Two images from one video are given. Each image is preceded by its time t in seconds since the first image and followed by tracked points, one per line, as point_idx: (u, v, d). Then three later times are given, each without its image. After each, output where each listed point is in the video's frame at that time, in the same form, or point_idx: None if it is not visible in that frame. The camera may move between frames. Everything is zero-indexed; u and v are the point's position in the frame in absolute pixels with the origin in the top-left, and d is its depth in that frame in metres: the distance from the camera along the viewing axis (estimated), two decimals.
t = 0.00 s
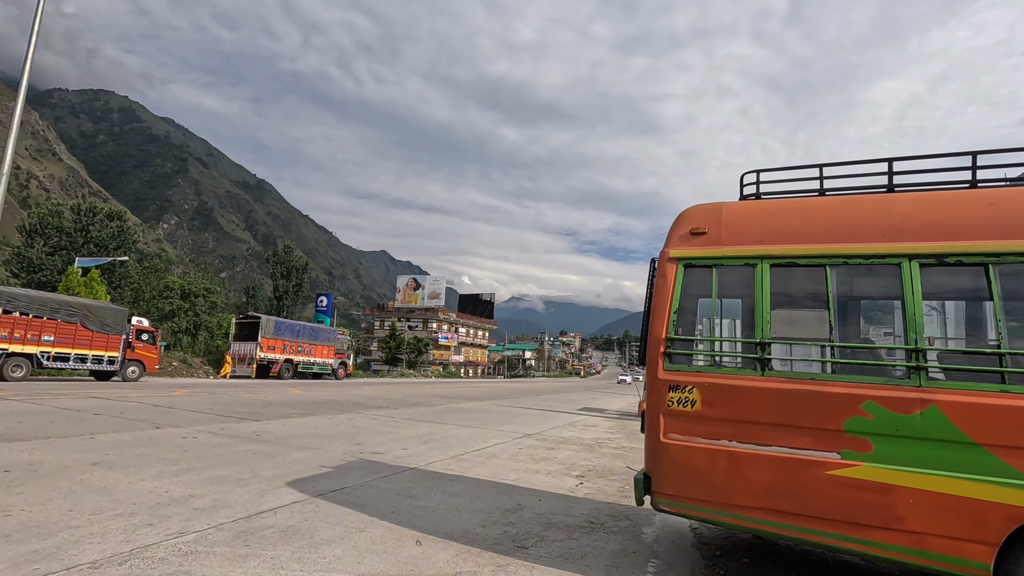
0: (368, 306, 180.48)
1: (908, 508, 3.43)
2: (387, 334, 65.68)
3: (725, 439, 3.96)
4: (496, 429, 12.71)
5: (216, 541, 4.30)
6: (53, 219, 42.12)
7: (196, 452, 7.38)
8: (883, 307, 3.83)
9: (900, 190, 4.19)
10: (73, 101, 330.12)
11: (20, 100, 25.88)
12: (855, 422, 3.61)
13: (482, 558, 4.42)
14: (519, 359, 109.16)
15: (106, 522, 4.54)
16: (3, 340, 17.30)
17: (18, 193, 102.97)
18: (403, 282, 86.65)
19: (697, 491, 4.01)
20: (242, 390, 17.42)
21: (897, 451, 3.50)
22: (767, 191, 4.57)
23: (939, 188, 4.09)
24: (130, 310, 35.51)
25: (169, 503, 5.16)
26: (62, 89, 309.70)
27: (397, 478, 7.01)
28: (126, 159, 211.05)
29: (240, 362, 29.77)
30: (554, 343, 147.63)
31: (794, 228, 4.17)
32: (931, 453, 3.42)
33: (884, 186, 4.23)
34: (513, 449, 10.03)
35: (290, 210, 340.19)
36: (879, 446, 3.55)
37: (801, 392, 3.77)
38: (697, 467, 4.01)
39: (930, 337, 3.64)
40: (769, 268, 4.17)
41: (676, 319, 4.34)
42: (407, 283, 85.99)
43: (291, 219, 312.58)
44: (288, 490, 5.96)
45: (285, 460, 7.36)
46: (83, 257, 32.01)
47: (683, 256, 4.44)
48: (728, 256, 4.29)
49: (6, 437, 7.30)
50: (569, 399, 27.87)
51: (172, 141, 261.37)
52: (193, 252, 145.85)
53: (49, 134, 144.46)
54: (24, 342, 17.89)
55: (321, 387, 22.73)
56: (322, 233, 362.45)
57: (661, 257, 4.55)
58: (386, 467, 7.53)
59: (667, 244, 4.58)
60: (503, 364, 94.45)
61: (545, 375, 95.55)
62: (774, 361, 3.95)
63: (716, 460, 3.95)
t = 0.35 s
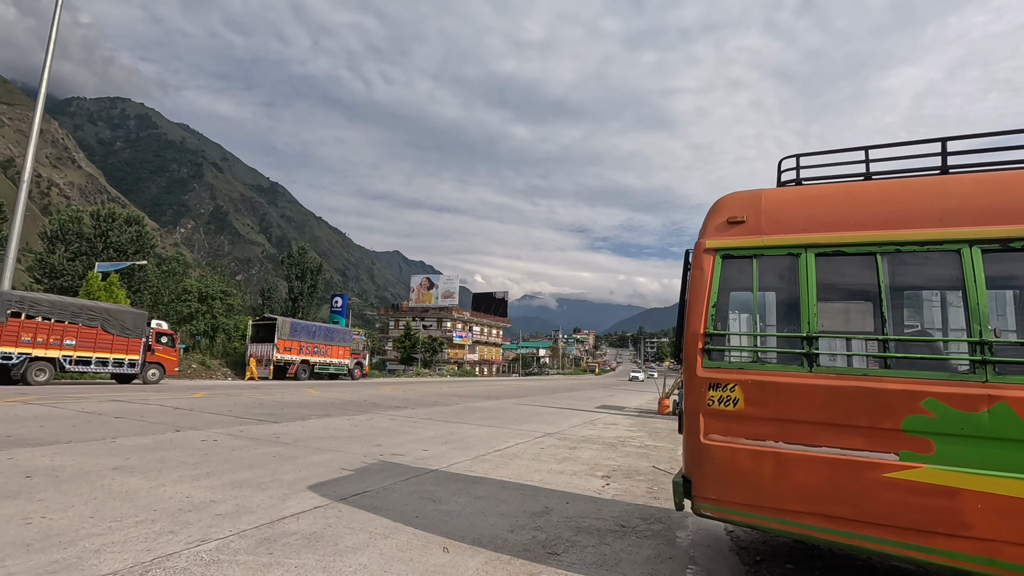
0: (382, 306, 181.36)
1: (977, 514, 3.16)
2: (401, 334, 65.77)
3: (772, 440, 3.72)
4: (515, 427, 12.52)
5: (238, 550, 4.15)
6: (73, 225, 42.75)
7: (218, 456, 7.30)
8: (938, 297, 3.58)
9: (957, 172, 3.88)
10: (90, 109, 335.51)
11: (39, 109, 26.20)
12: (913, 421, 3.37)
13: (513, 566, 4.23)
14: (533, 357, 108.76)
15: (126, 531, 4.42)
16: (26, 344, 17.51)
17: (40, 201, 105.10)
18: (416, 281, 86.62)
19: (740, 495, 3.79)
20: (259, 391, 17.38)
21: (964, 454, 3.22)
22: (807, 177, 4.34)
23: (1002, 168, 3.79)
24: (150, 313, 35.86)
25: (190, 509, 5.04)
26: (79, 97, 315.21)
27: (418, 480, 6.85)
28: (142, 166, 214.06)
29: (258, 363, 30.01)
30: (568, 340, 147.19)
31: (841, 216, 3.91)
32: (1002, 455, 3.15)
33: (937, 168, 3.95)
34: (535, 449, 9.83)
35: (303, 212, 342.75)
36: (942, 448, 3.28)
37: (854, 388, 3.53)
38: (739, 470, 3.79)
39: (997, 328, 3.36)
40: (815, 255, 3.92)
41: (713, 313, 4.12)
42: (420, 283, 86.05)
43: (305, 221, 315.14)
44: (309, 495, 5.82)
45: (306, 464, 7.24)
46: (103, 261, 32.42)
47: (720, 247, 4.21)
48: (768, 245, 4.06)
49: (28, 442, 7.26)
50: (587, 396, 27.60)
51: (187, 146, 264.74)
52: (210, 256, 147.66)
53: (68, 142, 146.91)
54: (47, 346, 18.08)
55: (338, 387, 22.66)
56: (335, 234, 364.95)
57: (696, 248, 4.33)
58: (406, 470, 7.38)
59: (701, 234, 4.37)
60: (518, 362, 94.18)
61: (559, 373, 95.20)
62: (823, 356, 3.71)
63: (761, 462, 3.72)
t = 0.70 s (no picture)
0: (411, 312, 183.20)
1: None
2: (430, 338, 66.10)
3: (830, 442, 3.39)
4: (547, 430, 12.27)
5: (265, 564, 4.02)
6: (114, 243, 44.24)
7: (248, 465, 7.31)
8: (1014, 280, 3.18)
9: None
10: (128, 131, 348.87)
11: (78, 131, 27.17)
12: (993, 419, 2.99)
13: None
14: (563, 359, 108.08)
15: (154, 544, 4.34)
16: (70, 358, 18.01)
17: (84, 221, 109.83)
18: (444, 286, 86.98)
19: (796, 503, 3.46)
20: (291, 399, 17.50)
21: None
22: (855, 155, 4.00)
23: None
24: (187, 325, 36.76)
25: (218, 522, 4.95)
26: (117, 120, 328.12)
27: (449, 487, 6.66)
28: (178, 183, 221.34)
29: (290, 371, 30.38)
30: (597, 340, 145.87)
31: (897, 193, 3.56)
32: None
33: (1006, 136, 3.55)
34: (568, 453, 9.54)
35: (331, 222, 349.13)
36: None
37: (927, 382, 3.16)
38: (791, 474, 3.48)
39: None
40: (870, 239, 3.58)
41: (758, 305, 3.80)
42: (447, 287, 86.41)
43: (334, 231, 321.10)
44: (338, 504, 5.70)
45: (335, 471, 7.14)
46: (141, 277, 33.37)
47: (763, 234, 3.90)
48: (815, 229, 3.74)
49: (66, 454, 7.35)
50: (619, 397, 27.06)
51: (219, 163, 272.69)
52: (243, 267, 151.66)
53: (108, 163, 152.88)
54: (89, 360, 18.59)
55: (369, 393, 22.73)
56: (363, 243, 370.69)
57: (736, 236, 4.03)
58: (437, 476, 7.20)
59: (741, 221, 4.06)
60: (548, 364, 93.71)
61: (590, 374, 94.31)
62: (885, 348, 3.35)
63: (818, 466, 3.40)
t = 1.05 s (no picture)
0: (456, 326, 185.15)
1: None
2: (476, 351, 66.45)
3: (915, 455, 3.05)
4: (597, 443, 11.99)
5: None
6: (176, 267, 46.76)
7: (298, 481, 7.35)
8: None
9: None
10: (190, 162, 370.84)
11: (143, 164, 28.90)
12: None
13: None
14: (610, 370, 106.36)
15: (206, 562, 4.36)
16: (137, 378, 18.95)
17: (151, 249, 116.91)
18: (488, 299, 87.42)
19: (880, 523, 3.11)
20: (341, 414, 17.80)
21: None
22: (929, 136, 3.65)
23: None
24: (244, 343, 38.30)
25: (268, 538, 4.97)
26: (178, 153, 349.51)
27: (498, 503, 6.51)
28: (234, 209, 232.95)
29: (341, 387, 31.04)
30: (645, 349, 142.93)
31: (977, 178, 3.21)
32: None
33: None
34: (619, 466, 9.19)
35: (377, 241, 358.51)
36: None
37: None
38: (869, 493, 3.16)
39: None
40: (953, 226, 3.21)
41: (824, 304, 3.49)
42: (491, 300, 86.78)
43: (380, 248, 329.46)
44: (386, 520, 5.63)
45: (383, 487, 7.10)
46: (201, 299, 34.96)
47: (828, 227, 3.58)
48: (886, 221, 3.41)
49: (129, 470, 7.62)
50: (670, 408, 26.17)
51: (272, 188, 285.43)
52: (295, 287, 157.20)
53: (171, 193, 162.67)
54: (155, 379, 19.52)
55: (416, 407, 22.89)
56: (408, 259, 378.54)
57: (797, 230, 3.73)
58: (485, 491, 7.05)
59: (803, 212, 3.75)
60: (595, 375, 92.35)
61: (638, 384, 92.32)
62: (975, 348, 2.97)
63: (905, 486, 3.03)
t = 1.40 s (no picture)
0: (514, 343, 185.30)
1: None
2: (535, 369, 66.24)
3: None
4: (666, 461, 11.45)
5: None
6: (250, 295, 49.48)
7: (367, 500, 7.37)
8: None
9: None
10: (259, 197, 395.01)
11: (220, 200, 30.97)
12: None
13: None
14: (674, 385, 102.78)
15: None
16: (216, 402, 19.99)
17: (227, 280, 124.81)
18: (545, 315, 87.15)
19: None
20: (407, 434, 17.97)
21: None
22: None
23: None
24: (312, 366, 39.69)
25: (341, 560, 4.95)
26: (249, 189, 373.35)
27: (569, 524, 6.26)
28: (300, 238, 245.39)
29: (405, 407, 31.57)
30: (710, 361, 137.77)
31: None
32: None
33: None
34: (695, 486, 8.67)
35: (434, 262, 366.65)
36: None
37: None
38: (1008, 517, 2.72)
39: None
40: None
41: (936, 302, 3.08)
42: (548, 316, 86.49)
43: (437, 270, 336.69)
44: (457, 542, 5.51)
45: (451, 507, 7.02)
46: (272, 325, 36.71)
47: (930, 219, 3.22)
48: (1006, 205, 2.99)
49: (210, 490, 7.92)
50: (741, 423, 24.78)
51: (334, 216, 298.93)
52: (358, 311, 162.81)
53: (244, 227, 173.49)
54: (231, 402, 20.50)
55: (478, 426, 22.84)
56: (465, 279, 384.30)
57: (896, 222, 3.36)
58: (555, 512, 6.80)
59: (901, 204, 3.39)
60: (658, 390, 89.65)
61: (705, 399, 88.72)
62: None
63: None
